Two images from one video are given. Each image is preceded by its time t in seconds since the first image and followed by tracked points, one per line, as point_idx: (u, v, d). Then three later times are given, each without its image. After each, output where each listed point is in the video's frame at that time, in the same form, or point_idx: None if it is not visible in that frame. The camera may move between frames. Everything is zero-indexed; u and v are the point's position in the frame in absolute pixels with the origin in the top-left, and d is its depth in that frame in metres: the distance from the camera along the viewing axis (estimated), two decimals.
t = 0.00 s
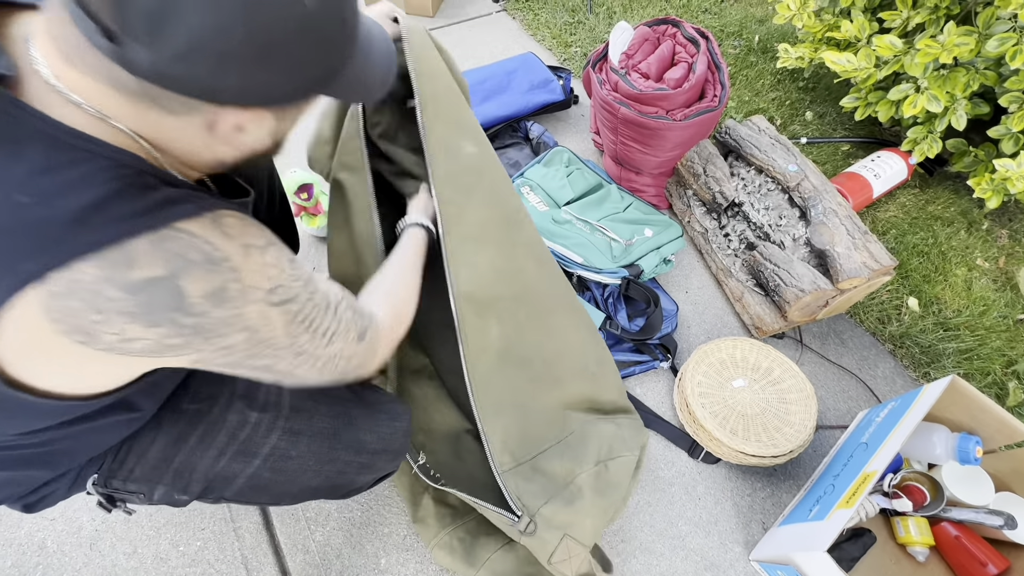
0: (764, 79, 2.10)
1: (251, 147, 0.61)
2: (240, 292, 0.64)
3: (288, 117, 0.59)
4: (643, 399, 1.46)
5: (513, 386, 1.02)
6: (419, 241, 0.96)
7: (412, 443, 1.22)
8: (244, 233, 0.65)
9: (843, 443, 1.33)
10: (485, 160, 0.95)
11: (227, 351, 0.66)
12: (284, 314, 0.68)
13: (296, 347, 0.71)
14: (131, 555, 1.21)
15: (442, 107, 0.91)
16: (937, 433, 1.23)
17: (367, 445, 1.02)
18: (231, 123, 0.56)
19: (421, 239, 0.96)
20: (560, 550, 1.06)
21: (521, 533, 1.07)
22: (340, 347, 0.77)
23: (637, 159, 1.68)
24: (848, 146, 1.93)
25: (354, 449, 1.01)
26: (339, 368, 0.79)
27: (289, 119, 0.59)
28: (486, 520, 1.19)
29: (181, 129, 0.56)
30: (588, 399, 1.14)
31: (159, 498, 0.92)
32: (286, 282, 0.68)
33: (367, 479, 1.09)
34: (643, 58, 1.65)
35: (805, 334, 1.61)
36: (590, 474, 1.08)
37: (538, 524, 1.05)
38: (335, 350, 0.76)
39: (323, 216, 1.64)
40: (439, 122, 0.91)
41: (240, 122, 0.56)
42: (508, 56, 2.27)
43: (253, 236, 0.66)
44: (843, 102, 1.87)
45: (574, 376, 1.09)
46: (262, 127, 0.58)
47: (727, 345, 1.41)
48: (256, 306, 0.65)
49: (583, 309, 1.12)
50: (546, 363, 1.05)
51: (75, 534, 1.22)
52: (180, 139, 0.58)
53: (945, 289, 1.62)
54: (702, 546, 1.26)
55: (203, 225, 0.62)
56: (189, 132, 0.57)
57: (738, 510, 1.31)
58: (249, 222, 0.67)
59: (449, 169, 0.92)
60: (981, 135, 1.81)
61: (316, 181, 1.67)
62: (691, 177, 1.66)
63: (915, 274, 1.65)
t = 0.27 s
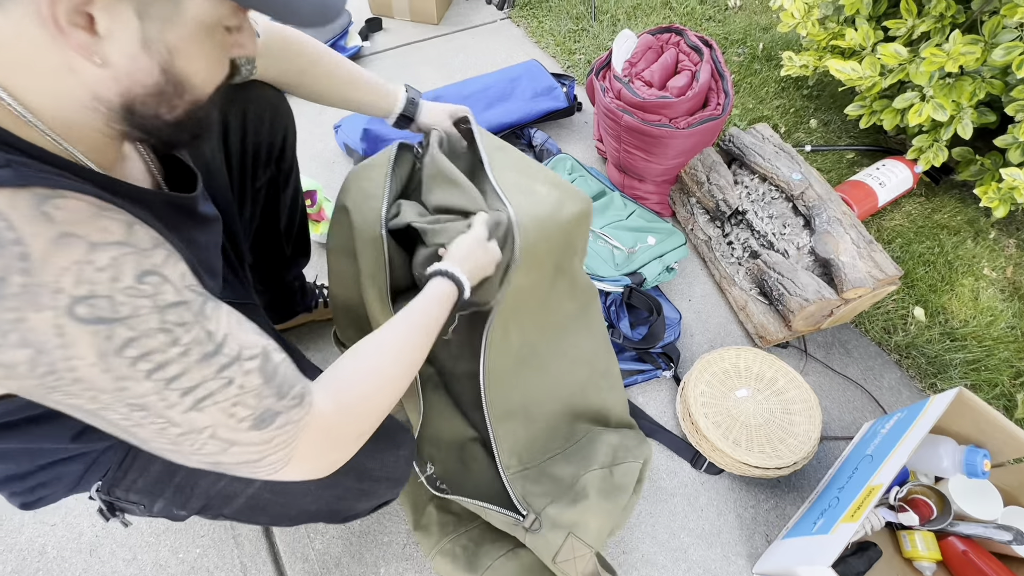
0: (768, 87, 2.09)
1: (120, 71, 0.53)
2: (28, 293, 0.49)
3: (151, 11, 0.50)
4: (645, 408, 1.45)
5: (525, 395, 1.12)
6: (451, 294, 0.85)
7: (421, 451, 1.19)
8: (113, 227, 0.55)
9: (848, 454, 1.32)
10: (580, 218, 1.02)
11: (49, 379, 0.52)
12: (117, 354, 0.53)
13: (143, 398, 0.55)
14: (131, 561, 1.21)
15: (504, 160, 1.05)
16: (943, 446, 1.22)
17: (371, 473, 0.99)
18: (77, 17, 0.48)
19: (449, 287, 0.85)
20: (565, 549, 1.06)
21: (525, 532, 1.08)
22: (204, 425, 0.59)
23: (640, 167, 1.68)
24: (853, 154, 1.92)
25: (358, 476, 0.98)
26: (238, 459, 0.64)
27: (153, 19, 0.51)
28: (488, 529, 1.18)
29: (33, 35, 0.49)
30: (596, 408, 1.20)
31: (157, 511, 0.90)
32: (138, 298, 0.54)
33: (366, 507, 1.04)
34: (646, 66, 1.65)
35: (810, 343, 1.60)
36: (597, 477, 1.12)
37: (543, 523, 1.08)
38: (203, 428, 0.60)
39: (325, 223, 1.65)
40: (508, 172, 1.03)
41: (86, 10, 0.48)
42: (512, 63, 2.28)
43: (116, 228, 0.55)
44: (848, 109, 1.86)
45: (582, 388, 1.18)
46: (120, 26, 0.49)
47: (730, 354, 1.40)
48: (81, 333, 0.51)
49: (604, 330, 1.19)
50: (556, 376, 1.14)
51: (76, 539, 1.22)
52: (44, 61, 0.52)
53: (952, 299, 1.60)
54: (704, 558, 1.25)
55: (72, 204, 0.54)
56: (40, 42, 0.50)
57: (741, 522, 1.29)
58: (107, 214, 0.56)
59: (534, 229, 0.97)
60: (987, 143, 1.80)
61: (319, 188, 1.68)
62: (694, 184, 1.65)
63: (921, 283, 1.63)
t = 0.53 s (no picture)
0: (774, 92, 2.09)
1: (82, 36, 0.52)
2: None
3: None
4: (650, 413, 1.45)
5: (531, 406, 1.12)
6: (439, 326, 0.82)
7: (424, 458, 1.17)
8: (60, 218, 0.54)
9: (855, 461, 1.31)
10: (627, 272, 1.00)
11: None
12: (35, 352, 0.50)
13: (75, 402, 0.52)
14: (139, 561, 1.22)
15: (551, 192, 0.99)
16: (952, 453, 1.20)
17: (362, 503, 1.00)
18: None
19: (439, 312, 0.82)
20: (571, 554, 1.06)
21: (530, 537, 1.08)
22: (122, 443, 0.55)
23: (646, 172, 1.68)
24: (861, 159, 1.91)
25: (349, 505, 0.98)
26: (155, 485, 0.59)
27: None
28: (493, 534, 1.18)
29: None
30: (602, 414, 1.20)
31: (149, 525, 0.88)
32: (73, 294, 0.52)
33: (356, 535, 1.07)
34: (653, 71, 1.66)
35: (817, 349, 1.59)
36: (603, 481, 1.12)
37: (548, 528, 1.08)
38: (123, 444, 0.55)
39: (333, 226, 1.66)
40: (558, 215, 0.98)
41: None
42: (518, 68, 2.29)
43: (64, 219, 0.54)
44: (854, 114, 1.85)
45: (590, 396, 1.18)
46: None
47: (736, 360, 1.40)
48: None
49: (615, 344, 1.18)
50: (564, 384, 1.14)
51: (86, 539, 1.24)
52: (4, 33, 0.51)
53: (961, 305, 1.59)
54: (710, 565, 1.24)
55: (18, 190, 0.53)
56: None
57: (747, 528, 1.29)
58: (57, 205, 0.54)
59: (573, 287, 0.94)
60: (997, 148, 1.79)
61: (327, 192, 1.69)
62: (700, 190, 1.65)
63: (930, 289, 1.62)
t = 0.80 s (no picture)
0: (776, 98, 2.10)
1: (73, 31, 0.54)
2: None
3: None
4: (652, 419, 1.46)
5: (530, 418, 1.14)
6: (419, 353, 0.77)
7: (427, 462, 1.16)
8: (63, 225, 0.55)
9: (857, 468, 1.31)
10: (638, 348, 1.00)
11: None
12: (32, 359, 0.51)
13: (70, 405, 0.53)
14: (143, 564, 1.23)
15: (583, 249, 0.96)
16: (954, 461, 1.21)
17: (372, 504, 0.99)
18: None
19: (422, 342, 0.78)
20: (573, 562, 1.08)
21: (532, 545, 1.09)
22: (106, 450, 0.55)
23: (648, 179, 1.69)
24: (863, 166, 1.91)
25: (359, 506, 0.98)
26: (123, 497, 0.59)
27: None
28: (495, 539, 1.18)
29: None
30: (601, 423, 1.21)
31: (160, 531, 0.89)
32: (72, 303, 0.53)
33: (366, 536, 1.07)
34: (655, 78, 1.67)
35: (819, 355, 1.60)
36: (603, 491, 1.13)
37: (550, 536, 1.09)
38: (99, 456, 0.55)
39: (337, 231, 1.67)
40: (583, 275, 0.95)
41: None
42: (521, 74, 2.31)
43: (66, 224, 0.55)
44: (856, 122, 1.86)
45: (589, 406, 1.19)
46: None
47: (738, 366, 1.40)
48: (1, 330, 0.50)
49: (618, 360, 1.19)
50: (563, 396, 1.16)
51: (90, 542, 1.25)
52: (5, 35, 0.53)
53: (963, 312, 1.59)
54: (711, 571, 1.24)
55: (27, 196, 0.54)
56: None
57: (748, 535, 1.29)
58: (61, 210, 0.56)
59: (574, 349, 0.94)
60: (999, 155, 1.79)
61: (331, 197, 1.70)
62: (702, 196, 1.66)
63: (932, 296, 1.62)
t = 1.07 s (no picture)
0: (777, 102, 2.10)
1: (96, 53, 0.53)
2: None
3: None
4: (654, 423, 1.45)
5: (530, 420, 1.15)
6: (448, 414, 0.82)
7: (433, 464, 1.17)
8: (78, 254, 0.55)
9: (860, 473, 1.31)
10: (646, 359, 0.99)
11: None
12: (39, 394, 0.51)
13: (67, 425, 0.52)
14: (142, 570, 1.22)
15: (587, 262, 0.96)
16: (958, 467, 1.20)
17: (380, 502, 0.98)
18: None
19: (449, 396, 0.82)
20: (575, 569, 1.07)
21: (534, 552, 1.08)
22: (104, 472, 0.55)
23: (650, 182, 1.69)
24: (864, 169, 1.91)
25: (367, 506, 0.96)
26: (122, 527, 0.58)
27: None
28: (496, 545, 1.17)
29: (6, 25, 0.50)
30: (603, 426, 1.20)
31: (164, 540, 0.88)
32: (82, 336, 0.53)
33: (374, 533, 1.06)
34: (657, 82, 1.67)
35: (821, 359, 1.59)
36: (604, 497, 1.13)
37: (552, 543, 1.09)
38: (101, 487, 0.55)
39: (337, 234, 1.67)
40: (592, 297, 0.94)
41: None
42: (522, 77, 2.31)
43: (81, 254, 0.55)
44: (858, 125, 1.86)
45: (590, 408, 1.18)
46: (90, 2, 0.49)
47: (740, 370, 1.40)
48: (10, 364, 0.49)
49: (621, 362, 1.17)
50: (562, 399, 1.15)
51: (88, 547, 1.24)
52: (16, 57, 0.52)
53: (965, 316, 1.59)
54: None
55: (42, 224, 0.53)
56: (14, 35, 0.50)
57: (751, 541, 1.28)
58: (76, 238, 0.55)
59: (598, 374, 0.94)
60: (1000, 159, 1.79)
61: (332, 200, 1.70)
62: (704, 200, 1.66)
63: (934, 300, 1.62)
